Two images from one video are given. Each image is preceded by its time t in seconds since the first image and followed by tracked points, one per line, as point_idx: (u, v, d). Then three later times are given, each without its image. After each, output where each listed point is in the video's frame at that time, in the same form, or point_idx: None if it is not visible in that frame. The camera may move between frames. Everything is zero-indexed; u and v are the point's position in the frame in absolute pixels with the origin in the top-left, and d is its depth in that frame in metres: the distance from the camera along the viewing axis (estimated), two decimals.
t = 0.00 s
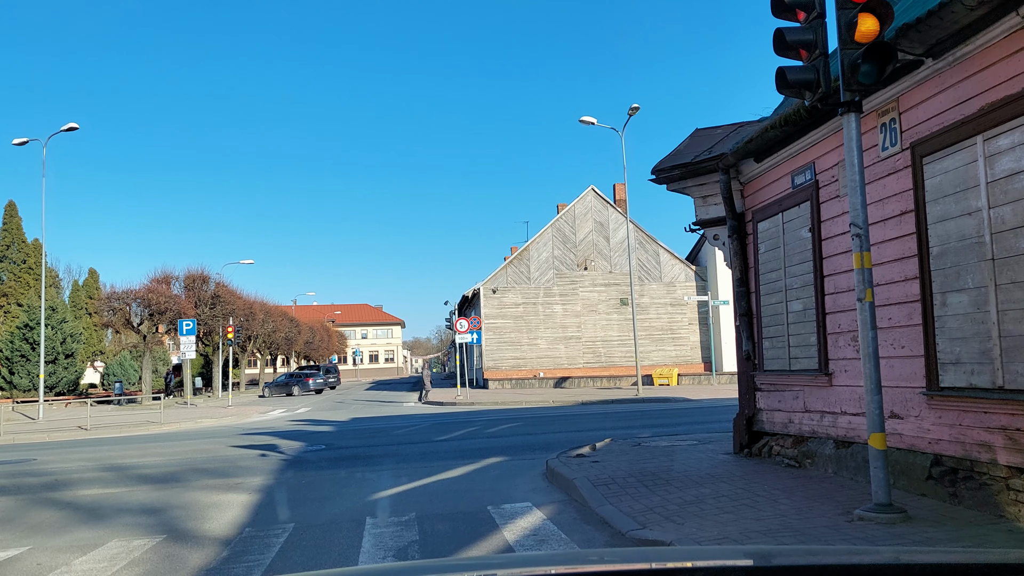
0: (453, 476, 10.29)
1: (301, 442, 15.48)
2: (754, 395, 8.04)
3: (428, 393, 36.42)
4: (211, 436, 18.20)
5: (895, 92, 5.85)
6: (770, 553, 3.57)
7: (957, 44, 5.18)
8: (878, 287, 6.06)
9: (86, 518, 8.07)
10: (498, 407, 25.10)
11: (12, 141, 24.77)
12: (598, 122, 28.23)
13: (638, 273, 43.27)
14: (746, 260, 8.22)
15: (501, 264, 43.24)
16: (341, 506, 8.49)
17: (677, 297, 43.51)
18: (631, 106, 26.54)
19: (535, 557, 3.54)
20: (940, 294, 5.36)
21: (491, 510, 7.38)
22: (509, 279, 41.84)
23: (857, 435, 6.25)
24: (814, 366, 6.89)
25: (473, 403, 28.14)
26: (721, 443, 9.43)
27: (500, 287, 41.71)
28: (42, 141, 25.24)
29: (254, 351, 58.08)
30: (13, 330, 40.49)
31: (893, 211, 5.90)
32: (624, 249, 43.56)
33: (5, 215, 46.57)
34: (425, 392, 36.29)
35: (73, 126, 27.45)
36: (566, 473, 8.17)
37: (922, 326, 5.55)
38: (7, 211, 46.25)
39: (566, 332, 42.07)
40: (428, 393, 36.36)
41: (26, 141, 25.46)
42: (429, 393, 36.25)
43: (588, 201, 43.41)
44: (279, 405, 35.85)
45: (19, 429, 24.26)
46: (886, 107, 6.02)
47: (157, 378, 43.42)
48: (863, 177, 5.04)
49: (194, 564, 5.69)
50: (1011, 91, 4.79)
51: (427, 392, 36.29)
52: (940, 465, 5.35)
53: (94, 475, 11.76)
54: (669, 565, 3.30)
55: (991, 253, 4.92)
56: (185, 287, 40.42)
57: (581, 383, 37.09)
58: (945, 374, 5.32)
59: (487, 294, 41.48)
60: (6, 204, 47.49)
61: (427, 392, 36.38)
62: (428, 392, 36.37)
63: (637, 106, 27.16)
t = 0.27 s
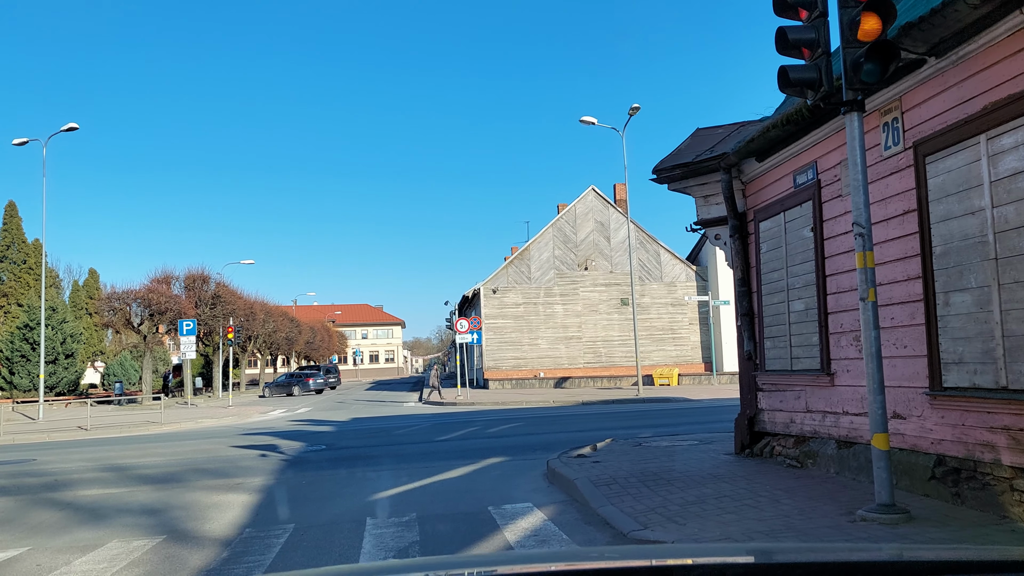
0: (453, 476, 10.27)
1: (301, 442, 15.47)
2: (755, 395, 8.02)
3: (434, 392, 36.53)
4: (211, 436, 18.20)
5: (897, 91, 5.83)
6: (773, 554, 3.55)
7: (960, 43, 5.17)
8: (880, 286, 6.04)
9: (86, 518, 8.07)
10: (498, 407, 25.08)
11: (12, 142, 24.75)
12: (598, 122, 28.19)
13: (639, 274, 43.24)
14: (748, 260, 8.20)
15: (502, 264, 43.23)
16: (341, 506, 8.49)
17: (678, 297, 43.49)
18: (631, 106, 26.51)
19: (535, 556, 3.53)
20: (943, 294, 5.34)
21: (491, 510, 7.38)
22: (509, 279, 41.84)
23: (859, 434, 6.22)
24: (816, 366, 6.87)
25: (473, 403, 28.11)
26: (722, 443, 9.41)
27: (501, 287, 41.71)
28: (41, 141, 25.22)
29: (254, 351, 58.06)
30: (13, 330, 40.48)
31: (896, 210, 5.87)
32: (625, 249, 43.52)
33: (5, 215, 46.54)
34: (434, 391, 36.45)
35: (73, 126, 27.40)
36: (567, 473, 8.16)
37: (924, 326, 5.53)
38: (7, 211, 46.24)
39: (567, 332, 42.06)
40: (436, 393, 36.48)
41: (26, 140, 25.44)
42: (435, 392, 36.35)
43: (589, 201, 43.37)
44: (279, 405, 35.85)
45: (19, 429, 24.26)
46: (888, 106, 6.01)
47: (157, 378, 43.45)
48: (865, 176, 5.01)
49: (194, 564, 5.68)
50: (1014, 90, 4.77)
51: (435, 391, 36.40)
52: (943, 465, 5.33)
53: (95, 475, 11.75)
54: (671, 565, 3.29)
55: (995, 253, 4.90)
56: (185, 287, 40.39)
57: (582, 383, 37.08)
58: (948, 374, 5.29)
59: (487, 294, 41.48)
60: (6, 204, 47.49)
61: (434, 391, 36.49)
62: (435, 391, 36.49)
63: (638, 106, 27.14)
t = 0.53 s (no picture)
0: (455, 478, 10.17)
1: (301, 443, 15.37)
2: (761, 396, 7.91)
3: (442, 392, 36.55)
4: (211, 437, 18.09)
5: (908, 86, 5.71)
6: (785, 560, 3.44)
7: (974, 36, 5.05)
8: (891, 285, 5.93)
9: (83, 521, 7.96)
10: (499, 407, 24.97)
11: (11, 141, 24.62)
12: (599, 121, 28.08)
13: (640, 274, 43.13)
14: (753, 259, 8.09)
15: (502, 264, 43.13)
16: (342, 509, 8.37)
17: (679, 297, 43.38)
18: (633, 105, 26.42)
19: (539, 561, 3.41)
20: (956, 292, 5.23)
21: (494, 512, 7.26)
22: (510, 279, 41.74)
23: (869, 436, 6.12)
24: (824, 366, 6.76)
25: (474, 403, 28.00)
26: (727, 445, 9.30)
27: (501, 287, 41.60)
28: (40, 140, 25.09)
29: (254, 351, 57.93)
30: (13, 330, 40.37)
31: (907, 207, 5.77)
32: (626, 249, 43.41)
33: (5, 215, 46.43)
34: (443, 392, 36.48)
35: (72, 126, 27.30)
36: (571, 475, 8.05)
37: (936, 325, 5.42)
38: (7, 211, 46.13)
39: (567, 332, 41.94)
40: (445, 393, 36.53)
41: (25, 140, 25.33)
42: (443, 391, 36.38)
43: (590, 201, 43.26)
44: (279, 405, 35.74)
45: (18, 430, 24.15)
46: (899, 101, 5.89)
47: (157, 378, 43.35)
48: (877, 172, 4.89)
49: (191, 569, 5.57)
50: None
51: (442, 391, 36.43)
52: (956, 468, 5.22)
53: (93, 477, 11.64)
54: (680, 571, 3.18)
55: (1010, 250, 4.79)
56: (186, 287, 40.29)
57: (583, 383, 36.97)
58: (961, 374, 5.18)
59: (488, 294, 41.38)
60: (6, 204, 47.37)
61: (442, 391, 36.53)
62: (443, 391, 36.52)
63: (639, 105, 27.03)
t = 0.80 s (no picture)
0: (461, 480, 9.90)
1: (301, 444, 15.16)
2: (774, 397, 7.68)
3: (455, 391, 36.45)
4: (211, 438, 17.85)
5: (932, 73, 5.48)
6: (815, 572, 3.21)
7: (1003, 20, 4.82)
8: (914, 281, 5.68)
9: (76, 526, 7.72)
10: (503, 408, 24.74)
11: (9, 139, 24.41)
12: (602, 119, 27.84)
13: (643, 273, 42.88)
14: (765, 256, 7.87)
15: (504, 264, 42.91)
16: (342, 513, 8.14)
17: (682, 297, 43.14)
18: (636, 103, 26.19)
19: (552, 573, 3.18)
20: (984, 288, 4.99)
21: (500, 517, 7.03)
22: (512, 278, 41.52)
23: (889, 439, 5.90)
24: (841, 365, 6.53)
25: (476, 404, 27.75)
26: (738, 447, 9.08)
27: (503, 287, 41.38)
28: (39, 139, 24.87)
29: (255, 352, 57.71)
30: (12, 330, 40.18)
31: (930, 199, 5.53)
32: (628, 248, 43.16)
33: (4, 215, 46.24)
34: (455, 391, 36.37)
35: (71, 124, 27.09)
36: (578, 479, 7.83)
37: (963, 323, 5.18)
38: (6, 210, 45.94)
39: (570, 332, 41.71)
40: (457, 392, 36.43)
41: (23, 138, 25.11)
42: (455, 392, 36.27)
43: (592, 200, 43.00)
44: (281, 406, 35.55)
45: (16, 430, 23.92)
46: (921, 90, 5.66)
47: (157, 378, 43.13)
48: (903, 162, 4.67)
49: None
50: None
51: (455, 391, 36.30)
52: (985, 473, 4.98)
53: (89, 479, 11.41)
54: None
55: None
56: (186, 287, 40.09)
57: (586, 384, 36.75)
58: (990, 374, 4.94)
59: (490, 294, 41.14)
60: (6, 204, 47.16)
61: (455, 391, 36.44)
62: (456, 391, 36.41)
63: (642, 103, 26.81)
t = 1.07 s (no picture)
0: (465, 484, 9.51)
1: (301, 446, 14.79)
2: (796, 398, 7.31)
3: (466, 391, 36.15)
4: (209, 439, 17.48)
5: (976, 50, 5.09)
6: None
7: None
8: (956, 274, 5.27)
9: (63, 533, 7.35)
10: (507, 408, 24.39)
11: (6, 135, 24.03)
12: (608, 115, 27.46)
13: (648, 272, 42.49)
14: (787, 250, 7.50)
15: (507, 263, 42.54)
16: (342, 520, 7.75)
17: (687, 296, 42.76)
18: (642, 99, 25.79)
19: None
20: None
21: (509, 525, 6.65)
22: (516, 278, 41.16)
23: (926, 443, 5.52)
24: (871, 365, 6.15)
25: (480, 404, 27.37)
26: (755, 450, 8.69)
27: (506, 286, 41.01)
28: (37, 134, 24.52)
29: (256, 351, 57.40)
30: (12, 329, 39.88)
31: (973, 186, 5.15)
32: (633, 247, 42.75)
33: (4, 214, 45.95)
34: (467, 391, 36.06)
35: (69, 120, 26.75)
36: (590, 484, 7.44)
37: (1012, 319, 4.80)
38: (6, 209, 45.66)
39: (574, 332, 41.34)
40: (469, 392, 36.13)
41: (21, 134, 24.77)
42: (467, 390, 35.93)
43: (596, 198, 42.59)
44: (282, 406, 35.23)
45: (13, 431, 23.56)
46: (963, 69, 5.27)
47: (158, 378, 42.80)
48: (950, 143, 4.29)
49: None
50: None
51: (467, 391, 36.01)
52: None
53: (82, 482, 11.03)
54: None
55: None
56: (187, 286, 39.78)
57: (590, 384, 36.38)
58: None
59: (493, 293, 40.76)
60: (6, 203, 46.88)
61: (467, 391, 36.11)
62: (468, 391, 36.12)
63: (648, 99, 26.42)
